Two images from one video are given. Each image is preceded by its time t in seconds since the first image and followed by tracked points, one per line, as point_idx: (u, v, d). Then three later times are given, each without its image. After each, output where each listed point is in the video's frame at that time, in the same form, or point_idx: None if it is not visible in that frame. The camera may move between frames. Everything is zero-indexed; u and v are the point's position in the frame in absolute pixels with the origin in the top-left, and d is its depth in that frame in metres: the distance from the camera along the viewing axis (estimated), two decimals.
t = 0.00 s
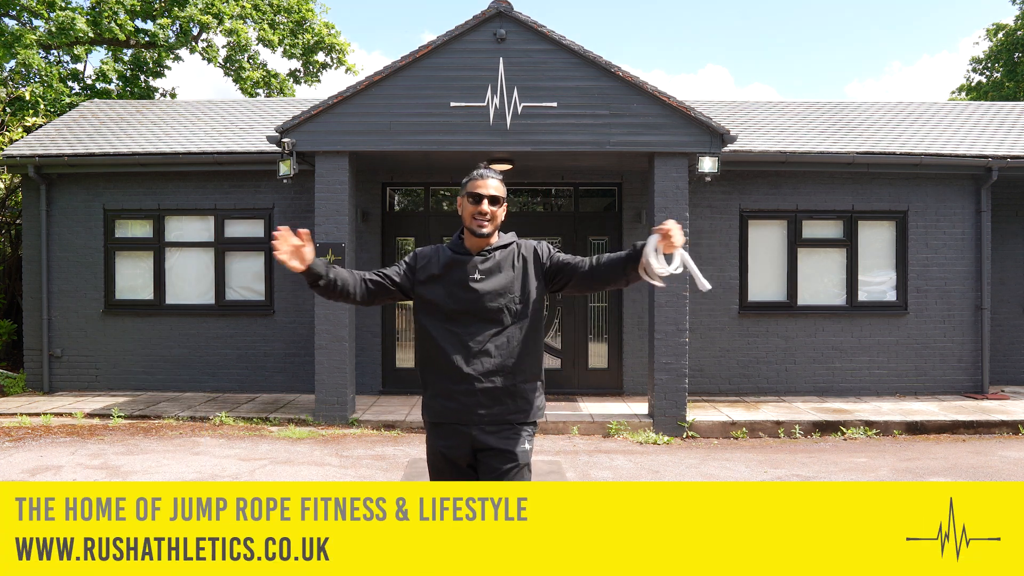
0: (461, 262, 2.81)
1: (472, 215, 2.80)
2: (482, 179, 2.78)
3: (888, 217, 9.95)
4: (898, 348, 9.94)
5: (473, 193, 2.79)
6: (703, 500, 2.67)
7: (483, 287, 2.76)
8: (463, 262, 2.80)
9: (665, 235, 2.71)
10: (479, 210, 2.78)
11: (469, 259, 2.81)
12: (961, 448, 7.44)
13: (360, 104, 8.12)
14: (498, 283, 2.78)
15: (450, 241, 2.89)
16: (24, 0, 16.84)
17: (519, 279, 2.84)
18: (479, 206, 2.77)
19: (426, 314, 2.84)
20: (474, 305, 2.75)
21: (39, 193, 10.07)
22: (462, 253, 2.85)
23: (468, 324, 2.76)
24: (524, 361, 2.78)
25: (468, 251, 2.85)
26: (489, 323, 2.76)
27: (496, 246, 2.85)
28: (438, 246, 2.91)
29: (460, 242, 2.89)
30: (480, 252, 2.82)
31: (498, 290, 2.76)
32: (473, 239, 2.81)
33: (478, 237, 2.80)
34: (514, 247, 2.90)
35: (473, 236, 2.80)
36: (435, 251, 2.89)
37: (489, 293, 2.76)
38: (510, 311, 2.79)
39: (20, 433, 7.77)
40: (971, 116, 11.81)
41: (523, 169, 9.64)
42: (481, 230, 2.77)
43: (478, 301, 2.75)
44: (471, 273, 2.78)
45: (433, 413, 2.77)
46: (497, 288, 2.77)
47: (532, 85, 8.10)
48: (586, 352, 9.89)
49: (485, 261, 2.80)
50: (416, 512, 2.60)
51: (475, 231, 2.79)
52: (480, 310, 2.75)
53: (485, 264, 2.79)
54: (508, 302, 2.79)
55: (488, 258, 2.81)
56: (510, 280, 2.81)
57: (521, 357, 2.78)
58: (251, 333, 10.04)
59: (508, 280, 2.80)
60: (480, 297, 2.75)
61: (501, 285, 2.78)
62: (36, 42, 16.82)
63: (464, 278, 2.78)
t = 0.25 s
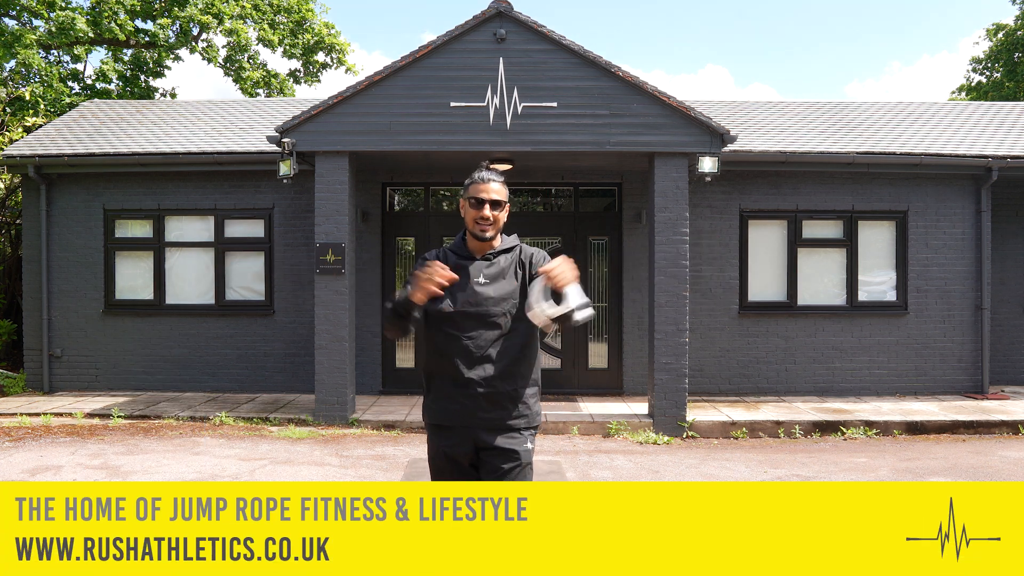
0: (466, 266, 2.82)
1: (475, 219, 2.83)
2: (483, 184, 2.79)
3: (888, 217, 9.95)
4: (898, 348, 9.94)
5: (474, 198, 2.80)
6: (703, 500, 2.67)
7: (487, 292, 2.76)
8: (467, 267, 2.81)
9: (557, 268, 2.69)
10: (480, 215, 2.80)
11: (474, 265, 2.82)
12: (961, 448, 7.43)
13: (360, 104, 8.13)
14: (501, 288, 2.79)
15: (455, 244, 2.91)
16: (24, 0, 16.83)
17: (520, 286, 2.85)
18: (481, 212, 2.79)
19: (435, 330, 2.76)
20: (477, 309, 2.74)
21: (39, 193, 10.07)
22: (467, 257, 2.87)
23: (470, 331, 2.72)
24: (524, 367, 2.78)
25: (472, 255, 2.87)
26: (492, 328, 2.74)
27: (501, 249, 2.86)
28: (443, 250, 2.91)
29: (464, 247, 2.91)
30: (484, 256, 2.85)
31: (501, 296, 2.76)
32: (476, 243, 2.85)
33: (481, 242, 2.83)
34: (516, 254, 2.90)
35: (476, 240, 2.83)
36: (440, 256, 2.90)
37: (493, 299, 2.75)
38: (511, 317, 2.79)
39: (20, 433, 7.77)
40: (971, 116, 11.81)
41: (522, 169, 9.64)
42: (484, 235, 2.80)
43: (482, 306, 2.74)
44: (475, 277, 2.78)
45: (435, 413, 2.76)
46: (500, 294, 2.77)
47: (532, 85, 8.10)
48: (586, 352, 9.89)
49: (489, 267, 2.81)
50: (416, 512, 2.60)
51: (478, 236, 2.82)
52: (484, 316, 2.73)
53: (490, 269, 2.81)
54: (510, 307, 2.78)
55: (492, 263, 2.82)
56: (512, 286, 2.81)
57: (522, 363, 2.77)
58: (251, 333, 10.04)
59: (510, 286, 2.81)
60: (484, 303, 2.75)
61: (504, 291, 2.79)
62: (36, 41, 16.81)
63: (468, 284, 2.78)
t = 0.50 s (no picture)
0: (462, 268, 2.79)
1: (473, 220, 2.78)
2: (482, 184, 2.76)
3: (888, 217, 9.95)
4: (898, 348, 9.94)
5: (473, 198, 2.78)
6: (703, 500, 2.67)
7: (482, 297, 2.75)
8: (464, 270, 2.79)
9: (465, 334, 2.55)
10: (479, 216, 2.76)
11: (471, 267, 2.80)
12: (961, 448, 7.43)
13: (360, 104, 8.13)
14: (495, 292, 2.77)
15: (452, 247, 2.87)
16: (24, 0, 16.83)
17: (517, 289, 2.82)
18: (480, 212, 2.75)
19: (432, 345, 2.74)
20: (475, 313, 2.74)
21: (39, 192, 10.07)
22: (465, 258, 2.83)
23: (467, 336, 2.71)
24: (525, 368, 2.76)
25: (471, 257, 2.83)
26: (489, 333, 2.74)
27: (501, 250, 2.84)
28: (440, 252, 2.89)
29: (462, 248, 2.87)
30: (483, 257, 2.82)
31: (500, 300, 2.76)
32: (475, 244, 2.81)
33: (480, 243, 2.79)
34: (516, 254, 2.87)
35: (475, 242, 2.79)
36: (437, 258, 2.88)
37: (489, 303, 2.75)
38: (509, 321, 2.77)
39: (20, 433, 7.77)
40: (971, 116, 11.81)
41: (522, 169, 9.64)
42: (483, 236, 2.76)
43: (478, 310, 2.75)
44: (472, 281, 2.77)
45: (438, 416, 2.76)
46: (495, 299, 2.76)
47: (532, 85, 8.09)
48: (586, 352, 9.89)
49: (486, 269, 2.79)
50: (416, 512, 2.60)
51: (477, 237, 2.78)
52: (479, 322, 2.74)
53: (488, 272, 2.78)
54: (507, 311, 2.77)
55: (491, 265, 2.80)
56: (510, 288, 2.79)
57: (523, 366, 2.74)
58: (252, 333, 10.04)
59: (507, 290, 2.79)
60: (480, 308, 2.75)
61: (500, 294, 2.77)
62: (36, 41, 16.81)
63: (465, 287, 2.77)
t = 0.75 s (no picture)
0: (455, 271, 2.78)
1: (467, 217, 2.80)
2: (474, 181, 2.77)
3: (888, 218, 9.95)
4: (898, 348, 9.94)
5: (466, 195, 2.79)
6: (703, 500, 2.67)
7: (472, 299, 2.72)
8: (456, 272, 2.78)
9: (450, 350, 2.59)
10: (473, 212, 2.78)
11: (462, 268, 2.78)
12: (961, 448, 7.43)
13: (360, 104, 8.12)
14: (485, 293, 2.71)
15: (450, 249, 2.88)
16: None
17: (510, 290, 2.73)
18: (473, 208, 2.77)
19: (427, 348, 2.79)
20: (466, 315, 2.72)
21: (39, 193, 10.07)
22: (459, 259, 2.83)
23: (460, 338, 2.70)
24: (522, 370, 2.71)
25: (466, 257, 2.84)
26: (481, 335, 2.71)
27: (496, 247, 2.80)
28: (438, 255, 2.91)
29: (458, 249, 2.88)
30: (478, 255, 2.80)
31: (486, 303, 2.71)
32: (470, 241, 2.82)
33: (475, 239, 2.79)
34: (510, 252, 2.79)
35: (469, 238, 2.80)
36: (435, 261, 2.90)
37: (480, 305, 2.72)
38: (502, 323, 2.71)
39: (20, 433, 7.76)
40: (971, 115, 11.81)
41: (523, 169, 9.64)
42: (477, 231, 2.77)
43: (468, 312, 2.72)
44: (463, 283, 2.75)
45: (438, 415, 2.77)
46: (485, 301, 2.71)
47: (532, 85, 8.09)
48: (586, 352, 9.89)
49: (477, 269, 2.75)
50: (416, 512, 2.59)
51: (471, 233, 2.79)
52: (470, 325, 2.71)
53: (479, 272, 2.75)
54: (500, 312, 2.71)
55: (479, 264, 2.76)
56: (502, 289, 2.72)
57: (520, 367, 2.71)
58: (252, 333, 10.03)
59: (498, 291, 2.72)
60: (470, 310, 2.72)
61: (490, 295, 2.72)
62: (36, 41, 16.80)
63: (456, 289, 2.76)
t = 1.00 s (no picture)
0: (454, 271, 2.79)
1: (467, 213, 2.80)
2: (474, 177, 2.78)
3: (888, 218, 9.95)
4: (898, 348, 9.94)
5: (466, 192, 2.79)
6: (703, 500, 2.67)
7: (470, 299, 2.73)
8: (454, 271, 2.79)
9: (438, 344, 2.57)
10: (473, 208, 2.78)
11: (461, 267, 2.78)
12: (961, 448, 7.43)
13: (360, 104, 8.13)
14: (484, 293, 2.73)
15: (450, 248, 2.89)
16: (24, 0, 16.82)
17: (508, 289, 2.73)
18: (474, 205, 2.78)
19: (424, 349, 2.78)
20: (464, 316, 2.72)
21: (39, 193, 10.07)
22: (458, 258, 2.84)
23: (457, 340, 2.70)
24: (519, 371, 2.71)
25: (465, 255, 2.84)
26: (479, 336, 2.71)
27: (495, 246, 2.80)
28: (436, 254, 2.92)
29: (457, 248, 2.89)
30: (476, 254, 2.80)
31: (484, 304, 2.72)
32: (469, 238, 2.82)
33: (474, 236, 2.80)
34: (509, 252, 2.79)
35: (469, 235, 2.80)
36: (433, 260, 2.91)
37: (478, 305, 2.72)
38: (500, 323, 2.71)
39: (20, 433, 7.77)
40: (971, 116, 11.81)
41: (523, 169, 9.64)
42: (476, 228, 2.77)
43: (466, 312, 2.72)
44: (461, 282, 2.75)
45: (436, 416, 2.77)
46: (484, 301, 2.72)
47: (532, 85, 8.09)
48: (586, 352, 9.89)
49: (476, 269, 2.76)
50: (416, 512, 2.60)
51: (471, 230, 2.79)
52: (467, 325, 2.71)
53: (478, 272, 2.75)
54: (498, 313, 2.71)
55: (478, 263, 2.77)
56: (500, 290, 2.73)
57: (518, 369, 2.71)
58: (252, 333, 10.04)
59: (496, 291, 2.72)
60: (468, 310, 2.72)
61: (488, 296, 2.72)
62: (36, 41, 16.81)
63: (454, 289, 2.76)
